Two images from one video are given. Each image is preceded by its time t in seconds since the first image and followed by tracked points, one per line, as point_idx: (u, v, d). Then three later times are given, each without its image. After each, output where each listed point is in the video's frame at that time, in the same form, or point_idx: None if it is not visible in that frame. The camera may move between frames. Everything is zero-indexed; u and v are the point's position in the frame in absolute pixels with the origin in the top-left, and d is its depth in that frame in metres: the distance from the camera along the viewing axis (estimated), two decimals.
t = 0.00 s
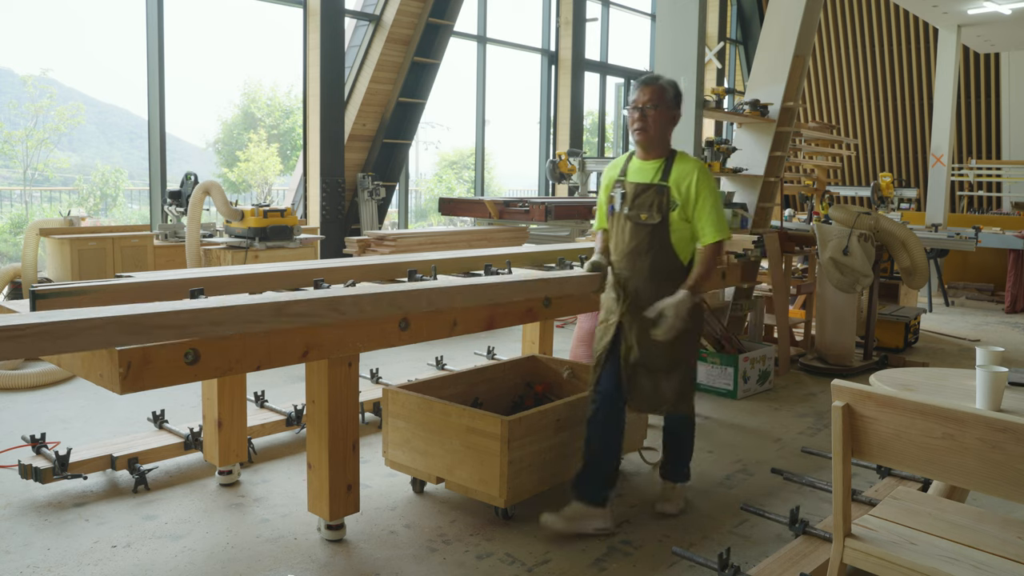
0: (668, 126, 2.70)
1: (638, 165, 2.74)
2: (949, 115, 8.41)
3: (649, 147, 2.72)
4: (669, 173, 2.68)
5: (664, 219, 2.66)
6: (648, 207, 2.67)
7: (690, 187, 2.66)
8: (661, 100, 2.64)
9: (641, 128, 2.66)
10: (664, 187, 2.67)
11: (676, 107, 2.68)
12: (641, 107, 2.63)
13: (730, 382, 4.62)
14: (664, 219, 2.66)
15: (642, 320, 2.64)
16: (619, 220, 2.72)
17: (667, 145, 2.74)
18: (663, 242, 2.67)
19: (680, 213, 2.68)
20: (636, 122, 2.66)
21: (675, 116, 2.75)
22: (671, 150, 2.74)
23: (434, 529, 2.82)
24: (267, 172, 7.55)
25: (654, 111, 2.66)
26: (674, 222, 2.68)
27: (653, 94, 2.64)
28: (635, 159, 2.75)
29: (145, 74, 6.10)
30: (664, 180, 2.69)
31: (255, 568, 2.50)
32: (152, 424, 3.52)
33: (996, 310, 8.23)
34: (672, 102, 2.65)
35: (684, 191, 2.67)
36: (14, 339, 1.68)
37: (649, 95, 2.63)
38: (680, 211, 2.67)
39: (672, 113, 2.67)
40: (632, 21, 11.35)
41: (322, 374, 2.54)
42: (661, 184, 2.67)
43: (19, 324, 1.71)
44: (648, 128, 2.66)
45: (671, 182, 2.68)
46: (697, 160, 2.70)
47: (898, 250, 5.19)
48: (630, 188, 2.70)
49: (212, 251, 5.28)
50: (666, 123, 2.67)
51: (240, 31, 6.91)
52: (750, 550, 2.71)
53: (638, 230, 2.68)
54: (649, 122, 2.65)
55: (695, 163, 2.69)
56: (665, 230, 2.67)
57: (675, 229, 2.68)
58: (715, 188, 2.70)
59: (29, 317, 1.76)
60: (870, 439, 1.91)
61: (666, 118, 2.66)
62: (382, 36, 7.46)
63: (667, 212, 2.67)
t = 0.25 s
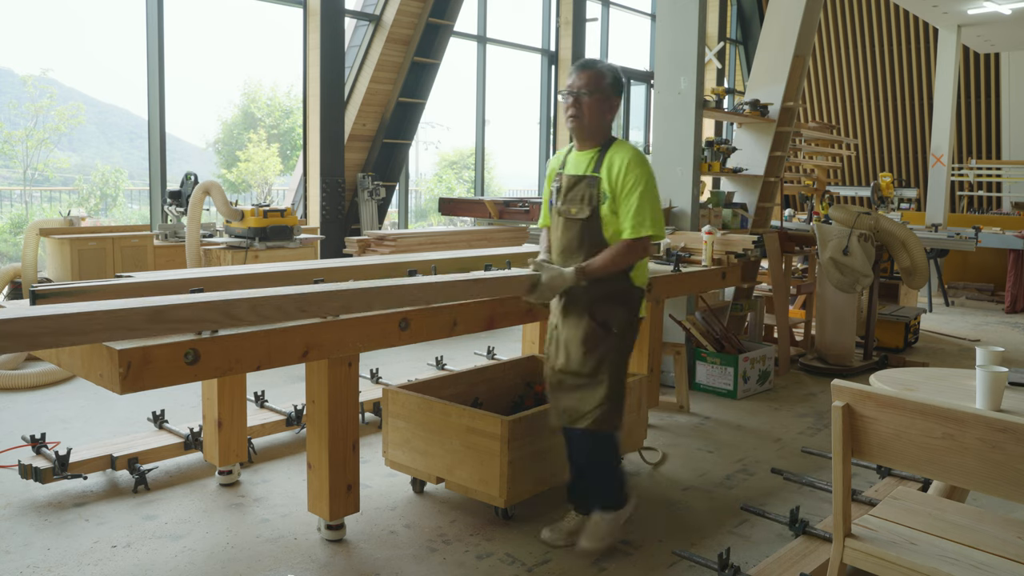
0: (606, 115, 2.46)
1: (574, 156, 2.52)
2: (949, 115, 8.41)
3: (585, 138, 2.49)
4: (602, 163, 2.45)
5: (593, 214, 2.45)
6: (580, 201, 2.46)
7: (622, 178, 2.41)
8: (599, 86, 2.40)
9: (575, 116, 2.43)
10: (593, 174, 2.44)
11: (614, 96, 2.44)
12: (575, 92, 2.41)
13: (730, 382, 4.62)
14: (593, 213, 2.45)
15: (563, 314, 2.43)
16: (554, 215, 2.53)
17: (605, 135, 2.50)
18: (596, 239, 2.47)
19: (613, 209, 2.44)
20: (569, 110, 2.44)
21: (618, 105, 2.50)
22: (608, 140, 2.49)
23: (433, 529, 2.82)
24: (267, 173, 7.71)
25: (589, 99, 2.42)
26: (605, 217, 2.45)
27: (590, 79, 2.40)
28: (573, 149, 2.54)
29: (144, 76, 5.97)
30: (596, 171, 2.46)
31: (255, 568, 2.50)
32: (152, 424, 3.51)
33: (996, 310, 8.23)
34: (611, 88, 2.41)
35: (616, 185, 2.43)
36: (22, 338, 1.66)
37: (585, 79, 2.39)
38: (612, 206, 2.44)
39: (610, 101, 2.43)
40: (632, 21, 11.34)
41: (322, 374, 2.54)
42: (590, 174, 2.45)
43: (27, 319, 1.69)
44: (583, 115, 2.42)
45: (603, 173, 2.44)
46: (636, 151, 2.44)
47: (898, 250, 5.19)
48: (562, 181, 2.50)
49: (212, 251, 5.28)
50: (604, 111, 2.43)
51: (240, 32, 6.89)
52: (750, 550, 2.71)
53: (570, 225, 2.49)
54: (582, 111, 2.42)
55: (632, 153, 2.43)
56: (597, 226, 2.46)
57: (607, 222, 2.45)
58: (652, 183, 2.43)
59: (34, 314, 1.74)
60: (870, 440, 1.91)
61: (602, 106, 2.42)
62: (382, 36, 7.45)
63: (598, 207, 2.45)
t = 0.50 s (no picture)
0: (565, 117, 2.21)
1: (529, 159, 2.29)
2: (949, 115, 8.41)
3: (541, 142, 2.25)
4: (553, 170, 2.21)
5: (540, 226, 2.21)
6: (527, 210, 2.23)
7: (573, 188, 2.16)
8: (556, 85, 2.15)
9: (529, 117, 2.19)
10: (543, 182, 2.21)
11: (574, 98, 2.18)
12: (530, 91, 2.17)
13: (730, 382, 4.62)
14: (540, 226, 2.21)
15: (506, 330, 2.20)
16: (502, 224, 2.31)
17: (564, 139, 2.25)
18: (542, 253, 2.23)
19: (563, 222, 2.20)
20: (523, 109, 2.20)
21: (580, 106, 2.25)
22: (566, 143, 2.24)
23: (434, 529, 2.82)
24: (267, 173, 7.47)
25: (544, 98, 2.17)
26: (553, 230, 2.21)
27: (548, 76, 2.15)
28: (527, 153, 2.30)
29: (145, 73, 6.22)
30: (547, 178, 2.22)
31: (255, 568, 2.50)
32: (152, 424, 3.51)
33: (996, 310, 8.23)
34: (570, 88, 2.16)
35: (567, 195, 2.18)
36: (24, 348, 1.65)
37: (540, 77, 2.15)
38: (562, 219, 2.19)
39: (568, 103, 2.17)
40: (632, 21, 11.34)
41: (322, 374, 2.54)
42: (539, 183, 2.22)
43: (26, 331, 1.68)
44: (537, 117, 2.19)
45: (553, 180, 2.20)
46: (595, 158, 2.19)
47: (898, 250, 5.19)
48: (512, 187, 2.28)
49: (211, 251, 5.27)
50: (560, 112, 2.18)
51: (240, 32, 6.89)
52: (750, 550, 2.71)
53: (517, 237, 2.26)
54: (537, 110, 2.18)
55: (588, 161, 2.18)
56: (544, 238, 2.23)
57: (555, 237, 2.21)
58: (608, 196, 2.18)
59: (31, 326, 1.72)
60: (870, 440, 1.91)
61: (559, 108, 2.17)
62: (382, 36, 7.45)
63: (546, 219, 2.21)
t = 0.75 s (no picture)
0: (514, 102, 1.99)
1: (475, 148, 2.05)
2: (949, 115, 8.41)
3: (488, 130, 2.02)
4: (504, 161, 1.98)
5: (490, 223, 1.97)
6: (474, 205, 1.97)
7: (526, 180, 1.94)
8: (504, 64, 1.93)
9: (475, 100, 1.96)
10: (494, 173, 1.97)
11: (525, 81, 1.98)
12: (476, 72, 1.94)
13: (730, 382, 4.62)
14: (491, 223, 1.97)
15: (450, 338, 1.94)
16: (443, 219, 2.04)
17: (513, 126, 2.03)
18: (490, 253, 1.99)
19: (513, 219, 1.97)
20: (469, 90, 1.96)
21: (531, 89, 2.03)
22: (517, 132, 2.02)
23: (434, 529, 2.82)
24: (266, 172, 7.49)
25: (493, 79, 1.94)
26: (504, 228, 1.98)
27: (496, 55, 1.94)
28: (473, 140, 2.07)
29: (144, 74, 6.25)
30: (497, 169, 1.98)
31: (255, 568, 2.50)
32: (152, 424, 3.51)
33: (996, 310, 8.23)
34: (521, 69, 1.95)
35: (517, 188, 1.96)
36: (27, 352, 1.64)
37: (487, 54, 1.93)
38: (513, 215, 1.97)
39: (519, 86, 1.96)
40: (632, 21, 11.34)
41: (322, 374, 2.54)
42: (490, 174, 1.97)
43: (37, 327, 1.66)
44: (484, 101, 1.96)
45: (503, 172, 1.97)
46: (549, 149, 1.98)
47: (898, 250, 5.19)
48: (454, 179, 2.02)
49: (212, 251, 5.28)
50: (509, 96, 1.96)
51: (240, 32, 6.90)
52: (750, 550, 2.71)
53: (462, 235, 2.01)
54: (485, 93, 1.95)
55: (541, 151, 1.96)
56: (494, 236, 1.98)
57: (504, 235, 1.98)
58: (562, 191, 1.97)
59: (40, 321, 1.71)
60: (870, 439, 1.91)
61: (508, 91, 1.95)
62: (382, 36, 7.45)
63: (495, 215, 1.97)
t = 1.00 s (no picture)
0: (411, 99, 1.73)
1: (370, 151, 1.79)
2: (949, 115, 8.41)
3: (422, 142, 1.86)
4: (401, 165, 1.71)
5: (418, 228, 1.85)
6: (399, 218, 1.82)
7: (423, 187, 1.68)
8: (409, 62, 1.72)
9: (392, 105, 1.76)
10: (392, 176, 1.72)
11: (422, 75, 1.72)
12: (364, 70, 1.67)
13: (730, 382, 4.62)
14: (390, 236, 1.71)
15: (349, 364, 1.72)
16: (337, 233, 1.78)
17: (412, 128, 1.76)
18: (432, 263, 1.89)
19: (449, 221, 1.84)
20: (359, 89, 1.69)
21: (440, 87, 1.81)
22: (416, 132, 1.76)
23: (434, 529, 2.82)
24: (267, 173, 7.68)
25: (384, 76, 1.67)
26: (404, 241, 1.71)
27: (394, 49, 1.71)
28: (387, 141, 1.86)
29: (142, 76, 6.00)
30: (394, 175, 1.71)
31: (255, 568, 2.50)
32: (152, 424, 3.51)
33: (996, 310, 8.23)
34: (422, 63, 1.72)
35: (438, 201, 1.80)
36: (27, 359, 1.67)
37: (374, 49, 1.67)
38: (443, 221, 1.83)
39: (414, 82, 1.70)
40: (632, 21, 11.34)
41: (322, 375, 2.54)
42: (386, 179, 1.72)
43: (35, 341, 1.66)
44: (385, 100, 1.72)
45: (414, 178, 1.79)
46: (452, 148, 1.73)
47: (898, 250, 5.19)
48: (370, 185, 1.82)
49: (212, 250, 5.28)
50: (404, 92, 1.70)
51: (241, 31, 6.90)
52: (751, 551, 2.71)
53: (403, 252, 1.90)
54: (377, 91, 1.68)
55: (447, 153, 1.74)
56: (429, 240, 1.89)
57: (404, 249, 1.72)
58: (468, 195, 1.72)
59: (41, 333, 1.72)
60: (870, 439, 1.90)
61: (401, 89, 1.69)
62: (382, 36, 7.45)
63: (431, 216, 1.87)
